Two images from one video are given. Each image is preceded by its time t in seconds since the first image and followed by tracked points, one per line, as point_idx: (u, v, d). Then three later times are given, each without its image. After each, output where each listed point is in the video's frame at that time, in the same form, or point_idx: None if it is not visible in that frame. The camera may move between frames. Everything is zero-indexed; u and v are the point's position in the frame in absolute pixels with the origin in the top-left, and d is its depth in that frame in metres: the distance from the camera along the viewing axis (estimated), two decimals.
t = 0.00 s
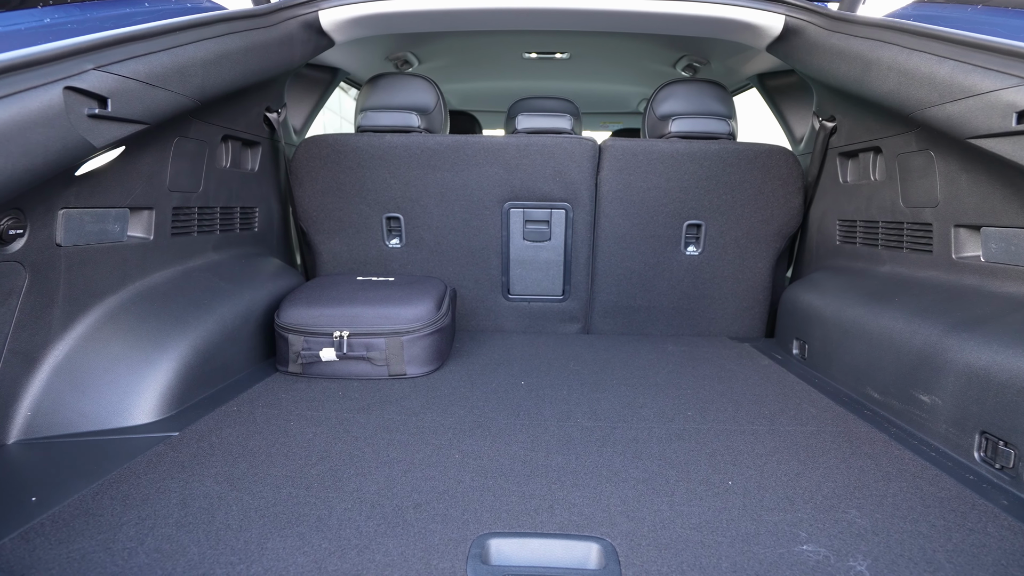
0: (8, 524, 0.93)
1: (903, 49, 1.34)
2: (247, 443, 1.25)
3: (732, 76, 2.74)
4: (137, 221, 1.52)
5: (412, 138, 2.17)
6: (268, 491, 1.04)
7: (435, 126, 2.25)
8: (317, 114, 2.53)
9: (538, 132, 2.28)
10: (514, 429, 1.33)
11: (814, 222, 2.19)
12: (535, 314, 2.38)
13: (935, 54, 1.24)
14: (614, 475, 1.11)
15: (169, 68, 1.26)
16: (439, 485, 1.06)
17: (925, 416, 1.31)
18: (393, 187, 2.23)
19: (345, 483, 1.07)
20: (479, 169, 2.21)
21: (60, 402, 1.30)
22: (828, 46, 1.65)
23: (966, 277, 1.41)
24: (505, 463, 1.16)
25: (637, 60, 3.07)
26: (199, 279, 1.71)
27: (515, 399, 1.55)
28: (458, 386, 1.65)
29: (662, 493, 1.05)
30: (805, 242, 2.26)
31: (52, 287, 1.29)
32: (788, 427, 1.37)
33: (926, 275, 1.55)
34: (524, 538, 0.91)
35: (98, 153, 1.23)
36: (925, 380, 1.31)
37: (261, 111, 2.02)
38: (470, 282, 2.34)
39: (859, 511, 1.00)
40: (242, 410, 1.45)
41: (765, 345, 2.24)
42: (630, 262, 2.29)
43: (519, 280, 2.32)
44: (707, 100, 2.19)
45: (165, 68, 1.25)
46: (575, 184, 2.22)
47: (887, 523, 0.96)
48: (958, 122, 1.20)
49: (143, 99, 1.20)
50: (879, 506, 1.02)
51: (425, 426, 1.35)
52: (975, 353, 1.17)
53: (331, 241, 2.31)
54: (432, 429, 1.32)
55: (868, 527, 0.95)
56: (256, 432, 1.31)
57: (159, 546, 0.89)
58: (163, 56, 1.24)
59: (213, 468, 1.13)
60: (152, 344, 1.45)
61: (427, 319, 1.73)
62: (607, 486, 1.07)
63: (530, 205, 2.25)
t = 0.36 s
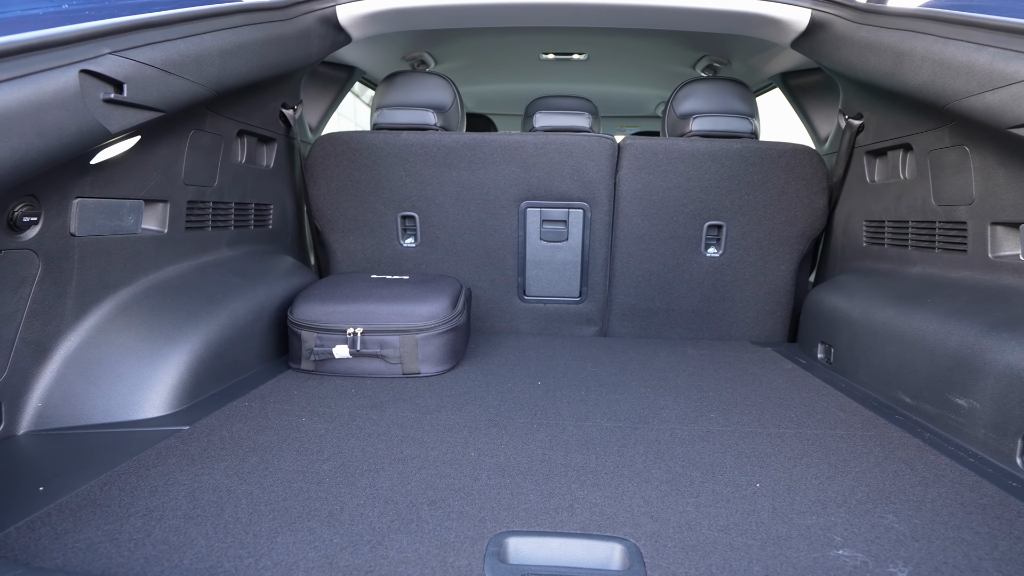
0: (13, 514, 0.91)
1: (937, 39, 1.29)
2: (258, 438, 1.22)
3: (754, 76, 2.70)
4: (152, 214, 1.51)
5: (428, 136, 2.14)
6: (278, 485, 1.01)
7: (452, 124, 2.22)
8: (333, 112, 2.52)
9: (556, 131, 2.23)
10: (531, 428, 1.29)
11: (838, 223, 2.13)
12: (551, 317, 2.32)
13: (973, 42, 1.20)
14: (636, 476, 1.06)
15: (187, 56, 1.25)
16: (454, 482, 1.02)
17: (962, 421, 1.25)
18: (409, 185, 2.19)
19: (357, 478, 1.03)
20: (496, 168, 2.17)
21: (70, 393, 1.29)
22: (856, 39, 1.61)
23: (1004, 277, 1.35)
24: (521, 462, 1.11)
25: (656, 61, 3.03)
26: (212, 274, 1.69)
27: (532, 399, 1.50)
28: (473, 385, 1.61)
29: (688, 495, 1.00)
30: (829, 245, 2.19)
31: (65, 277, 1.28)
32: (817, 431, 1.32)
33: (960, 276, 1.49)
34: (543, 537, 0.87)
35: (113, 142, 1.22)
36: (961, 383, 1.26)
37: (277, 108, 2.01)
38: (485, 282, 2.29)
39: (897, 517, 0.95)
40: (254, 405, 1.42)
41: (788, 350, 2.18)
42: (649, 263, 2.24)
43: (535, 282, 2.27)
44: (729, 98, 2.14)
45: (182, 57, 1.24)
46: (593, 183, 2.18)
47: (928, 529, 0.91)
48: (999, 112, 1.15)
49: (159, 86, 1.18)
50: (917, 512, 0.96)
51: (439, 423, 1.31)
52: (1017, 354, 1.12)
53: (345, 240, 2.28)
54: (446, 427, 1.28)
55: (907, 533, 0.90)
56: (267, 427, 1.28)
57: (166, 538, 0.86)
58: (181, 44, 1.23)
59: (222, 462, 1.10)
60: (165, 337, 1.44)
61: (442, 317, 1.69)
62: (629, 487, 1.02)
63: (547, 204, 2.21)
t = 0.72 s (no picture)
0: (32, 503, 0.90)
1: (993, 19, 1.22)
2: (279, 432, 1.19)
3: (788, 69, 2.61)
4: (177, 206, 1.50)
5: (452, 130, 2.09)
6: (297, 479, 0.97)
7: (477, 119, 2.16)
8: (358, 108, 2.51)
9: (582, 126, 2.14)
10: (558, 427, 1.24)
11: (877, 220, 2.04)
12: (577, 316, 2.25)
13: None
14: (670, 478, 1.01)
15: (211, 44, 1.23)
16: (479, 480, 0.98)
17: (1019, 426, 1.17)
18: (433, 180, 2.15)
19: (379, 474, 1.00)
20: (520, 163, 2.09)
21: (94, 384, 1.29)
22: (900, 24, 1.53)
23: None
24: (548, 461, 1.06)
25: (686, 56, 2.96)
26: (236, 267, 1.68)
27: (558, 397, 1.45)
28: (497, 383, 1.57)
29: (726, 498, 0.94)
30: (866, 244, 2.09)
31: (91, 267, 1.28)
32: (861, 435, 1.24)
33: (1013, 273, 1.41)
34: (573, 539, 0.82)
35: (137, 130, 1.21)
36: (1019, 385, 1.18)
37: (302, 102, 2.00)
38: (510, 280, 2.23)
39: (954, 526, 0.88)
40: (276, 399, 1.40)
41: (824, 351, 2.09)
42: (676, 260, 2.14)
43: (560, 279, 2.20)
44: (764, 90, 2.03)
45: (206, 44, 1.22)
46: (620, 178, 2.09)
47: (989, 540, 0.84)
48: None
49: (182, 73, 1.17)
50: (976, 521, 0.89)
51: (462, 420, 1.27)
52: None
53: (368, 236, 2.25)
54: (470, 424, 1.24)
55: (967, 543, 0.83)
56: (288, 421, 1.25)
57: (184, 530, 0.83)
58: (205, 31, 1.22)
59: (242, 455, 1.07)
60: (188, 329, 1.43)
61: (467, 313, 1.66)
62: (662, 489, 0.97)
63: (573, 200, 2.13)
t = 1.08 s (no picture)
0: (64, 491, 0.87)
1: None
2: (307, 426, 1.16)
3: (834, 54, 2.50)
4: (208, 196, 1.49)
5: (484, 120, 2.04)
6: (324, 476, 0.94)
7: (508, 108, 2.11)
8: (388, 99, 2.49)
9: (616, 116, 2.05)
10: (593, 426, 1.18)
11: (932, 213, 1.93)
12: (609, 311, 2.18)
13: None
14: (714, 485, 0.95)
15: (241, 31, 1.20)
16: (511, 482, 0.94)
17: None
18: (462, 171, 2.10)
19: (407, 473, 0.96)
20: (552, 153, 2.03)
21: (127, 373, 1.28)
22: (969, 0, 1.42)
23: None
24: (583, 462, 1.01)
25: (725, 43, 2.86)
26: (266, 258, 1.67)
27: (591, 395, 1.40)
28: (528, 379, 1.52)
29: (776, 509, 0.88)
30: (919, 238, 1.98)
31: (124, 256, 1.27)
32: (918, 443, 1.16)
33: None
34: (613, 549, 0.77)
35: (169, 119, 1.20)
36: None
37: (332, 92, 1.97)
38: (541, 273, 2.17)
39: None
40: (304, 392, 1.38)
41: (871, 351, 1.98)
42: (714, 255, 2.06)
43: (592, 273, 2.13)
44: (811, 75, 1.92)
45: (236, 31, 1.19)
46: (656, 168, 2.00)
47: None
48: None
49: (213, 61, 1.14)
50: None
51: (492, 418, 1.22)
52: None
53: (397, 227, 2.22)
54: (500, 421, 1.20)
55: None
56: (315, 415, 1.23)
57: (209, 526, 0.80)
58: (235, 18, 1.18)
59: (269, 448, 1.05)
60: (219, 319, 1.41)
61: (497, 307, 1.61)
62: (707, 497, 0.91)
63: (606, 191, 2.05)
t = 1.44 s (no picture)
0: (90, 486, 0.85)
1: None
2: (334, 422, 1.13)
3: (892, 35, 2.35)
4: (238, 184, 1.47)
5: (518, 108, 1.97)
6: (349, 476, 0.90)
7: (544, 94, 2.04)
8: (421, 86, 2.44)
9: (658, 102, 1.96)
10: (631, 428, 1.12)
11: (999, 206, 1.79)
12: (646, 306, 2.10)
13: None
14: (764, 498, 0.88)
15: (271, 13, 1.16)
16: (544, 488, 0.88)
17: None
18: (497, 161, 2.05)
19: (435, 475, 0.91)
20: (589, 143, 1.95)
21: (155, 362, 1.28)
22: None
23: None
24: (621, 469, 0.95)
25: (772, 26, 2.72)
26: (296, 248, 1.65)
27: (629, 394, 1.33)
28: (563, 376, 1.46)
29: (834, 529, 0.81)
30: (985, 233, 1.85)
31: (153, 245, 1.26)
32: (990, 457, 1.06)
33: None
34: (654, 568, 0.71)
35: (198, 104, 1.17)
36: None
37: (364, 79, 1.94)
38: (575, 266, 2.11)
39: None
40: (332, 386, 1.35)
41: (927, 353, 1.86)
42: (758, 250, 1.95)
43: (629, 267, 2.05)
44: (867, 58, 1.77)
45: (266, 13, 1.15)
46: (698, 158, 1.90)
47: None
48: None
49: (241, 44, 1.11)
50: None
51: (525, 417, 1.17)
52: None
53: (429, 218, 2.18)
54: (533, 421, 1.14)
55: None
56: (343, 410, 1.20)
57: (229, 527, 0.77)
58: None
59: (295, 445, 1.02)
60: (247, 309, 1.40)
61: (530, 301, 1.56)
62: (756, 512, 0.84)
63: (645, 182, 1.96)
